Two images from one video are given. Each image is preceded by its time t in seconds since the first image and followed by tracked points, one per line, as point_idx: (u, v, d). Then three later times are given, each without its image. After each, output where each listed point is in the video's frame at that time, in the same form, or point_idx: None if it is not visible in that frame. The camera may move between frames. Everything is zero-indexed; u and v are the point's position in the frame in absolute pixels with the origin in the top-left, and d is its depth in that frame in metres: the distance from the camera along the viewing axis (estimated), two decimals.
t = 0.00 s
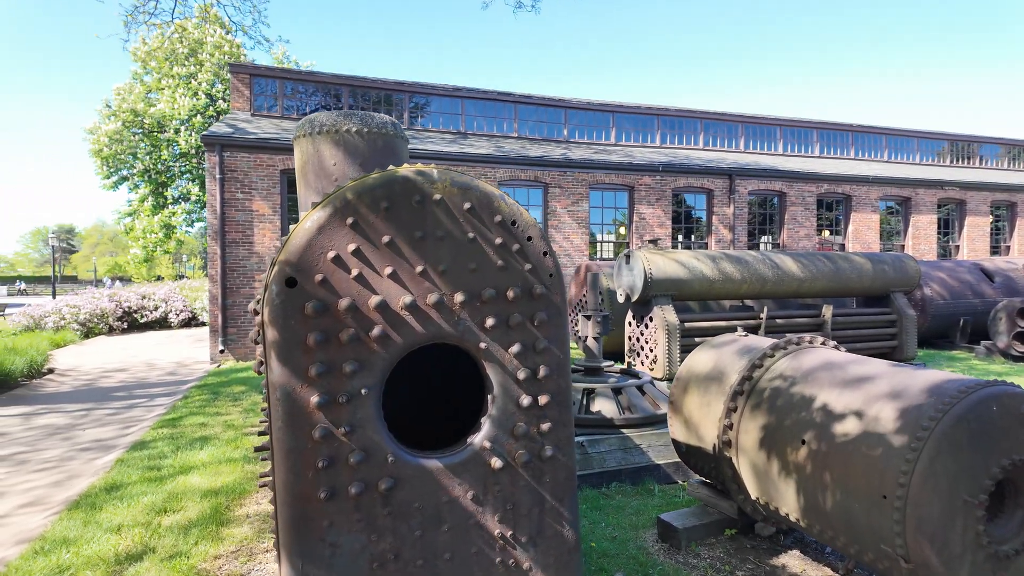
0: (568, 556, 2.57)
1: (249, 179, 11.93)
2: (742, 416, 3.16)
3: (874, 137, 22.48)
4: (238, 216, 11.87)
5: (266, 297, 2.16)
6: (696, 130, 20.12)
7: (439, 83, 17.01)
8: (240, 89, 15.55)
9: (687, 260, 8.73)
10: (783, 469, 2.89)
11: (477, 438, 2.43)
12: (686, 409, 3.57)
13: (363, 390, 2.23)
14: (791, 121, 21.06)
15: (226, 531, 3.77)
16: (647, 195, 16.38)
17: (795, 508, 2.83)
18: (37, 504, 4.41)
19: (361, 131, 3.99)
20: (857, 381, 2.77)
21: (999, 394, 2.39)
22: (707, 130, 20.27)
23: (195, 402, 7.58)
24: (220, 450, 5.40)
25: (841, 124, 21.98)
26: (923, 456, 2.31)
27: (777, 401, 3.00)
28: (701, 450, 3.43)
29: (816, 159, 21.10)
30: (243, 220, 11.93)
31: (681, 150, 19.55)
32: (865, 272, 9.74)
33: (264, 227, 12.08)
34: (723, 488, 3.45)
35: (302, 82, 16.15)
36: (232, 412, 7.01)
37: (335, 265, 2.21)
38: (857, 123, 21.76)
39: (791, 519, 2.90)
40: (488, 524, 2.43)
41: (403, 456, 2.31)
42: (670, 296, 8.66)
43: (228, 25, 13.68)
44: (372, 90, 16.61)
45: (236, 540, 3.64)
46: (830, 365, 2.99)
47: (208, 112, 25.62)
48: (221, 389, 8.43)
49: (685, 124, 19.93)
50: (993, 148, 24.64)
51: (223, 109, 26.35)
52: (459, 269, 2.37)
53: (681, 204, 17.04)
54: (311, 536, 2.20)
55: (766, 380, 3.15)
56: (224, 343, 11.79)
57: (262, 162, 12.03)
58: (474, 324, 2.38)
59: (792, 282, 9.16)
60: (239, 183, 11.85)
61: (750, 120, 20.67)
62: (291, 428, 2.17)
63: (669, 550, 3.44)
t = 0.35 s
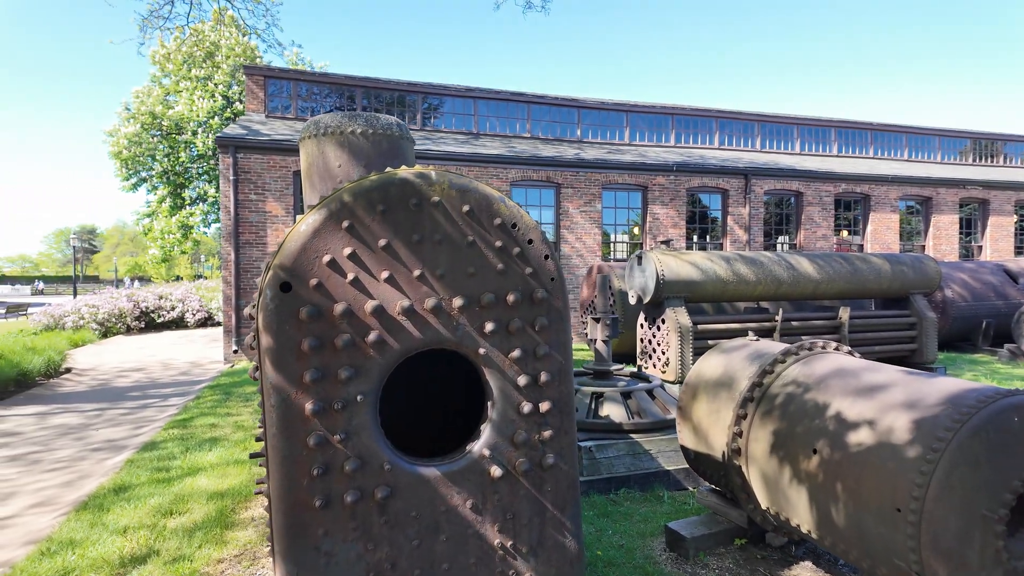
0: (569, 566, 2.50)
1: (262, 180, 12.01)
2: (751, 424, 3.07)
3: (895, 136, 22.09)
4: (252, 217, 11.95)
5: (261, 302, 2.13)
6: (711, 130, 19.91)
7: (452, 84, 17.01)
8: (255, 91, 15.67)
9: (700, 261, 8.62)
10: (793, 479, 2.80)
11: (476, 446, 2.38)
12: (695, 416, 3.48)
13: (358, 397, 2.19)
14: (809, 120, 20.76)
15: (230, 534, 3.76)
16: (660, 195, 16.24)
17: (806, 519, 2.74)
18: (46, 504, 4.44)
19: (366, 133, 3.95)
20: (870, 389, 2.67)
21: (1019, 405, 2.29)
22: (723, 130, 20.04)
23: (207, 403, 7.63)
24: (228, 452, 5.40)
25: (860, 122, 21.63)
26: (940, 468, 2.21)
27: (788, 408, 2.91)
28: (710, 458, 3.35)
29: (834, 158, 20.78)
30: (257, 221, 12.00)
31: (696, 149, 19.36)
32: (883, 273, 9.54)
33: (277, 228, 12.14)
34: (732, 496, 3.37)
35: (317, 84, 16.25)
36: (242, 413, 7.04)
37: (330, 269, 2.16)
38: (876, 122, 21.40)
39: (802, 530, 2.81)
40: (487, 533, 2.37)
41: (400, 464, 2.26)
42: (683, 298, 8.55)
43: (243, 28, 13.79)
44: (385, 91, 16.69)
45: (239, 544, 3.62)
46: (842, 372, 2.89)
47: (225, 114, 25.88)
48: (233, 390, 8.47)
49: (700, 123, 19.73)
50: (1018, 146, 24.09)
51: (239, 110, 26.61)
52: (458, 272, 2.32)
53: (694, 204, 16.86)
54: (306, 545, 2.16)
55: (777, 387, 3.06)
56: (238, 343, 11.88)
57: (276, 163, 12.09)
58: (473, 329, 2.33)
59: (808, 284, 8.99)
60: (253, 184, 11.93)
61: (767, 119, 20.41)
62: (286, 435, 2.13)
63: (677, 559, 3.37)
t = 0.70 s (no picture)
0: (589, 571, 2.45)
1: (287, 181, 12.16)
2: (778, 428, 2.98)
3: (927, 132, 21.53)
4: (277, 217, 12.10)
5: (280, 301, 2.12)
6: (737, 128, 19.61)
7: (474, 84, 17.04)
8: (281, 93, 15.89)
9: (725, 261, 8.47)
10: (822, 485, 2.71)
11: (496, 447, 2.35)
12: (720, 419, 3.40)
13: (377, 396, 2.18)
14: (838, 116, 20.33)
15: (252, 531, 3.79)
16: (685, 194, 16.05)
17: (836, 527, 2.65)
18: (76, 498, 4.53)
19: (387, 132, 3.95)
20: (904, 393, 2.58)
21: None
22: (749, 127, 19.73)
23: (232, 400, 7.74)
24: (252, 449, 5.46)
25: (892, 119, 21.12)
26: (979, 476, 2.12)
27: (817, 412, 2.82)
28: (735, 462, 3.27)
29: (864, 156, 20.32)
30: (282, 221, 12.15)
31: (721, 148, 19.10)
32: (915, 273, 9.28)
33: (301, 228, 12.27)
34: (759, 502, 3.28)
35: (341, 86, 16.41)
36: (267, 410, 7.12)
37: (349, 267, 2.15)
38: (908, 118, 20.88)
39: (832, 538, 2.72)
40: (506, 536, 2.34)
41: (418, 464, 2.24)
42: (707, 298, 8.42)
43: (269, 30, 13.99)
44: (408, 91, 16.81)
45: (261, 541, 3.64)
46: (874, 375, 2.79)
47: (252, 116, 26.29)
48: (258, 388, 8.57)
49: (725, 121, 19.45)
50: None
51: (265, 112, 27.01)
52: (477, 271, 2.29)
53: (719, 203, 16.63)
54: (324, 546, 2.15)
55: (806, 390, 2.97)
56: (263, 341, 12.03)
57: (300, 164, 12.23)
58: (492, 329, 2.30)
59: (837, 284, 8.79)
60: (278, 185, 12.08)
61: (795, 116, 20.03)
62: (304, 434, 2.13)
63: (701, 565, 3.30)
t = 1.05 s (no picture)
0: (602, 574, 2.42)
1: (318, 183, 12.38)
2: (802, 432, 2.90)
3: (972, 127, 20.76)
4: (309, 219, 12.33)
5: (294, 301, 2.15)
6: (771, 124, 19.21)
7: (502, 85, 17.08)
8: (313, 97, 16.18)
9: (756, 260, 8.31)
10: (846, 492, 2.63)
11: (508, 447, 2.34)
12: (742, 422, 3.32)
13: (388, 396, 2.19)
14: (877, 111, 19.74)
15: (275, 527, 3.86)
16: (716, 192, 15.80)
17: (861, 535, 2.56)
18: (111, 492, 4.69)
19: (407, 133, 3.98)
20: (933, 397, 2.47)
21: None
22: (783, 124, 19.29)
23: (263, 398, 7.91)
24: (279, 446, 5.57)
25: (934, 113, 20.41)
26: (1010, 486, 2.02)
27: (841, 416, 2.74)
28: (758, 466, 3.19)
29: (904, 152, 19.69)
30: (314, 222, 12.37)
31: (754, 145, 18.73)
32: (956, 272, 8.95)
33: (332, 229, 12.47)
34: (782, 507, 3.19)
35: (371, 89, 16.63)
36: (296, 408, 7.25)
37: (361, 268, 2.17)
38: (951, 112, 20.15)
39: (857, 546, 2.63)
40: (518, 536, 2.33)
41: (429, 464, 2.24)
42: (737, 298, 8.27)
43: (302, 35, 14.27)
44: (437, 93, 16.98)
45: (284, 536, 3.71)
46: (902, 378, 2.69)
47: (286, 120, 26.86)
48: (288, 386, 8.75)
49: (759, 118, 19.07)
50: None
51: (299, 116, 27.55)
52: (488, 271, 2.29)
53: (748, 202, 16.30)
54: (337, 543, 2.18)
55: (831, 393, 2.88)
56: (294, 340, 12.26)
57: (331, 167, 12.44)
58: (503, 329, 2.30)
59: (872, 284, 8.52)
60: (309, 187, 12.31)
61: (831, 111, 19.51)
62: (317, 432, 2.15)
63: (722, 570, 3.24)
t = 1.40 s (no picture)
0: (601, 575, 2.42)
1: (346, 185, 12.62)
2: (812, 435, 2.85)
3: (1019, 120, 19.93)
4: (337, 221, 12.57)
5: (296, 302, 2.20)
6: (803, 121, 18.79)
7: (529, 85, 17.11)
8: (342, 100, 16.48)
9: (782, 260, 8.16)
10: (855, 498, 2.57)
11: (507, 447, 2.35)
12: (754, 426, 3.27)
13: (387, 395, 2.23)
14: (916, 105, 19.12)
15: (292, 522, 3.96)
16: (745, 190, 15.54)
17: (870, 542, 2.50)
18: (140, 486, 4.87)
19: (420, 137, 4.02)
20: (944, 402, 2.40)
21: None
22: (817, 120, 18.84)
23: (290, 396, 8.10)
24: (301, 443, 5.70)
25: (977, 106, 19.68)
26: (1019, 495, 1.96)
27: (852, 421, 2.68)
28: (768, 470, 3.14)
29: (945, 147, 19.02)
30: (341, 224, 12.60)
31: (786, 142, 18.35)
32: (995, 273, 8.62)
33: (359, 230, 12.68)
34: (793, 512, 3.13)
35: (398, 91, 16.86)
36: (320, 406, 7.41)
37: (361, 270, 2.21)
38: (996, 105, 19.39)
39: (867, 554, 2.57)
40: (516, 536, 2.34)
41: (427, 462, 2.28)
42: (762, 299, 8.13)
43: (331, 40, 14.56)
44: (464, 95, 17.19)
45: (300, 532, 3.80)
46: (915, 382, 2.61)
47: (318, 123, 27.37)
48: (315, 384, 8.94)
49: (791, 114, 18.67)
50: None
51: (331, 119, 28.05)
52: (486, 272, 2.31)
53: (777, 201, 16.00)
54: (336, 540, 2.23)
55: (842, 396, 2.82)
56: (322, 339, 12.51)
57: (358, 169, 12.66)
58: (501, 330, 2.32)
59: (905, 285, 8.28)
60: (338, 189, 12.56)
61: (867, 106, 18.97)
62: (318, 431, 2.21)
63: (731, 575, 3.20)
